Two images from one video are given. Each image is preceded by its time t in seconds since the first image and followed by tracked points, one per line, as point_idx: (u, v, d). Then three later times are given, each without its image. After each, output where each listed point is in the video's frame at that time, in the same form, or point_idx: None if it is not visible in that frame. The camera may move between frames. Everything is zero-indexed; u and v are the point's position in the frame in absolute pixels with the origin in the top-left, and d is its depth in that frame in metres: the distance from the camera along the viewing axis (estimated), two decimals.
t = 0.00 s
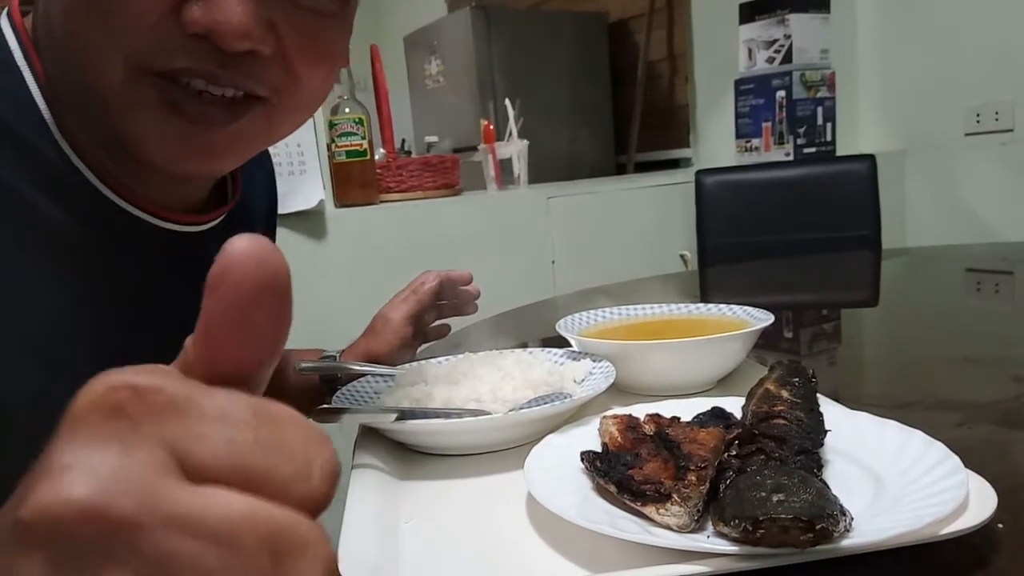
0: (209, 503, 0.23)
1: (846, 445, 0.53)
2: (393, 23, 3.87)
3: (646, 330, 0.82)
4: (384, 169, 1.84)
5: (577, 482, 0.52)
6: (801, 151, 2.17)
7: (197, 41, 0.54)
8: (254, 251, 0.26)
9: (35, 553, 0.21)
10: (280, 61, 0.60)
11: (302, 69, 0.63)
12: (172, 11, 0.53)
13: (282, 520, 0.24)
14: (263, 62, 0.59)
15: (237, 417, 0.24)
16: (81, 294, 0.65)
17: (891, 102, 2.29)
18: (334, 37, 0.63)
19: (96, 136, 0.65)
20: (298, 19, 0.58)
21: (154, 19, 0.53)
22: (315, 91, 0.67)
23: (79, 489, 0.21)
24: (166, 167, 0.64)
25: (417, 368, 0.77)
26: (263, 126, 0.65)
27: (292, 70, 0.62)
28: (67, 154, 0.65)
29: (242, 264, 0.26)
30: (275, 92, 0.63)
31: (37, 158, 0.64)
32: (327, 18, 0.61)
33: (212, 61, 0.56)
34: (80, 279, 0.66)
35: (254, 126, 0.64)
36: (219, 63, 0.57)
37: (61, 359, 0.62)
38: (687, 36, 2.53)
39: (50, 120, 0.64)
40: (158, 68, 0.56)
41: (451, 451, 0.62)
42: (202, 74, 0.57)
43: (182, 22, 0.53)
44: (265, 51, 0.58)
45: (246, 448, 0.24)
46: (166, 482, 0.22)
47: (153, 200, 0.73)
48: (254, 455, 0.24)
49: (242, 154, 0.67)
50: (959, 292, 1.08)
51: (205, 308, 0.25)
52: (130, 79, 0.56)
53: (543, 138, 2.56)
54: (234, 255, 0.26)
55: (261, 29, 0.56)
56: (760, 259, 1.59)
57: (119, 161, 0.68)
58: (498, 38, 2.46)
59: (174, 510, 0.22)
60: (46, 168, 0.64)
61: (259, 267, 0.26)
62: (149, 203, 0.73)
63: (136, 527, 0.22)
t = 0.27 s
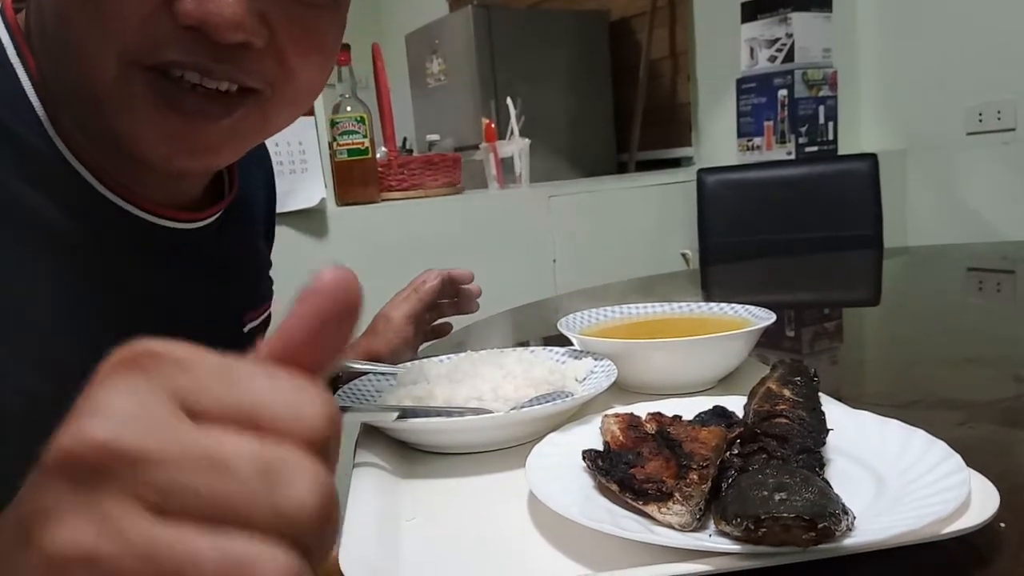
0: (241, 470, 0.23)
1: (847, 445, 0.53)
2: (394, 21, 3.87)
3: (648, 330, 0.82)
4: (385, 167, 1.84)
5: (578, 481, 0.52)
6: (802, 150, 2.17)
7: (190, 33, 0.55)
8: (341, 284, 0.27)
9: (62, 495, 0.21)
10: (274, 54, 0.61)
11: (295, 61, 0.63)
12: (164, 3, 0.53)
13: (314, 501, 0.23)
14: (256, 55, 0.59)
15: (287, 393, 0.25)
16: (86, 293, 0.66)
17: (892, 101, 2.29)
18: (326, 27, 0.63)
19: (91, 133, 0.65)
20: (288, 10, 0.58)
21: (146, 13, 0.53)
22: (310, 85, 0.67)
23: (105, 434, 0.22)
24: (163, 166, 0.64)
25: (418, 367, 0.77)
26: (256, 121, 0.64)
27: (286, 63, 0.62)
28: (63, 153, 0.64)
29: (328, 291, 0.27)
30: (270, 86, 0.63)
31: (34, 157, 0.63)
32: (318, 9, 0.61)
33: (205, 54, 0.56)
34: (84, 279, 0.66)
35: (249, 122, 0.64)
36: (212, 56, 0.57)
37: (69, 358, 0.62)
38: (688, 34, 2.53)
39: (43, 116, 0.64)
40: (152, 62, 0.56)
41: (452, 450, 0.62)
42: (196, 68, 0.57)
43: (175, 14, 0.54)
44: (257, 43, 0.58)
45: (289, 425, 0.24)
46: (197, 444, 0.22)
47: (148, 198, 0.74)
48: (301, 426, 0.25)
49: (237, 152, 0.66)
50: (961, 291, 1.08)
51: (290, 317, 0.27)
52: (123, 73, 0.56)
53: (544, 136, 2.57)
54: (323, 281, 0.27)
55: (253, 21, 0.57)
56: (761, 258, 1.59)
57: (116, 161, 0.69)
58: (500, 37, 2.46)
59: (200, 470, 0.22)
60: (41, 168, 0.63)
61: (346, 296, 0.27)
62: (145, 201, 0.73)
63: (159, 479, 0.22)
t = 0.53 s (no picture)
0: (184, 353, 0.26)
1: (847, 446, 0.53)
2: (394, 23, 3.87)
3: (647, 331, 0.82)
4: (385, 169, 1.84)
5: (577, 482, 0.52)
6: (801, 151, 2.17)
7: (185, 38, 0.54)
8: (228, 182, 0.27)
9: (22, 393, 0.25)
10: (269, 56, 0.61)
11: (291, 63, 0.63)
12: (159, 7, 0.53)
13: (254, 368, 0.26)
14: (252, 58, 0.59)
15: (220, 283, 0.27)
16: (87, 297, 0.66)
17: (891, 102, 2.29)
18: (322, 29, 0.64)
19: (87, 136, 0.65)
20: (283, 12, 0.59)
21: (141, 16, 0.52)
22: (306, 86, 0.67)
23: (64, 336, 0.25)
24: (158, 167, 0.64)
25: (418, 368, 0.77)
26: (254, 123, 0.65)
27: (282, 64, 0.62)
28: (62, 157, 0.65)
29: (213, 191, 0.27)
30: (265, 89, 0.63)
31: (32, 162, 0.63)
32: (314, 13, 0.62)
33: (201, 58, 0.56)
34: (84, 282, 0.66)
35: (243, 124, 0.64)
36: (207, 60, 0.57)
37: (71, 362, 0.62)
38: (687, 35, 2.53)
39: (38, 118, 0.63)
40: (148, 66, 0.55)
41: (451, 451, 0.62)
42: (192, 73, 0.56)
43: (170, 17, 0.53)
44: (253, 47, 0.58)
45: (228, 309, 0.27)
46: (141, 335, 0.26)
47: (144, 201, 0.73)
48: (241, 310, 0.27)
49: (232, 152, 0.67)
50: (960, 292, 1.08)
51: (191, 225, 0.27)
52: (118, 78, 0.55)
53: (543, 138, 2.57)
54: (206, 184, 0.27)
55: (249, 24, 0.56)
56: (761, 259, 1.59)
57: (112, 163, 0.68)
58: (499, 38, 2.46)
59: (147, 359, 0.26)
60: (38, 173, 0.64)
61: (237, 196, 0.27)
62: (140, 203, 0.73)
63: (113, 373, 0.26)
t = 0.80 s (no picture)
0: (146, 339, 0.28)
1: (846, 445, 0.53)
2: (394, 23, 3.87)
3: (647, 330, 0.82)
4: (385, 169, 1.84)
5: (577, 481, 0.52)
6: (801, 151, 2.17)
7: (184, 39, 0.54)
8: (174, 158, 0.29)
9: None
10: (268, 57, 0.61)
11: (291, 65, 0.63)
12: (158, 7, 0.53)
13: (218, 352, 0.28)
14: (251, 59, 0.59)
15: (185, 271, 0.29)
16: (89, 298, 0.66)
17: (890, 102, 2.29)
18: (323, 30, 0.64)
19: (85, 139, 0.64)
20: (283, 14, 0.59)
21: (141, 16, 0.53)
22: (306, 89, 0.67)
23: (31, 329, 0.28)
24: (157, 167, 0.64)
25: (418, 368, 0.77)
26: (254, 124, 0.65)
27: (282, 65, 0.62)
28: (61, 159, 0.65)
29: (163, 166, 0.29)
30: (266, 91, 0.63)
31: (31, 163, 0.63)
32: (313, 14, 0.62)
33: (201, 58, 0.56)
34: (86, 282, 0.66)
35: (244, 125, 0.64)
36: (207, 60, 0.57)
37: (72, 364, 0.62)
38: (688, 34, 2.53)
39: (38, 120, 0.63)
40: (147, 67, 0.55)
41: (451, 451, 0.62)
42: (191, 73, 0.56)
43: (169, 18, 0.53)
44: (253, 48, 0.58)
45: (193, 295, 0.29)
46: (105, 324, 0.28)
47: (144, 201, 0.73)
48: (204, 296, 0.29)
49: (232, 153, 0.67)
50: (960, 291, 1.08)
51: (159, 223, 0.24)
52: (117, 78, 0.55)
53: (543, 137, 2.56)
54: (155, 161, 0.29)
55: (248, 24, 0.56)
56: (760, 259, 1.59)
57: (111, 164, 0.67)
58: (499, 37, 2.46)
59: (111, 347, 0.28)
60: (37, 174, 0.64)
61: (184, 170, 0.29)
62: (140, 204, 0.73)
63: (76, 363, 0.28)
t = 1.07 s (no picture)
0: (146, 324, 0.28)
1: (847, 445, 0.53)
2: (395, 23, 3.87)
3: (648, 330, 0.82)
4: (385, 168, 1.84)
5: (578, 481, 0.52)
6: (802, 151, 2.17)
7: (194, 43, 0.54)
8: (172, 151, 0.31)
9: None
10: (275, 59, 0.60)
11: (297, 65, 0.63)
12: (167, 11, 0.53)
13: (217, 337, 0.29)
14: (258, 61, 0.59)
15: (185, 259, 0.30)
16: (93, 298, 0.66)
17: (891, 102, 2.29)
18: (327, 30, 0.63)
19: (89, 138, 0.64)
20: (289, 14, 0.58)
21: (150, 20, 0.53)
22: (310, 89, 0.67)
23: (30, 313, 0.28)
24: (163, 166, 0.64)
25: (418, 367, 0.77)
26: (260, 125, 0.65)
27: (288, 65, 0.62)
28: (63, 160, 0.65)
29: (161, 159, 0.30)
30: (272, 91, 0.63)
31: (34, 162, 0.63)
32: (319, 13, 0.62)
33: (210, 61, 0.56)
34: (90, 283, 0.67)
35: (251, 125, 0.64)
36: (215, 62, 0.57)
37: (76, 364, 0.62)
38: (688, 34, 2.53)
39: (40, 119, 0.63)
40: (155, 68, 0.55)
41: (452, 451, 0.62)
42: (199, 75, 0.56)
43: (178, 22, 0.53)
44: (260, 50, 0.58)
45: (191, 282, 0.30)
46: (105, 310, 0.28)
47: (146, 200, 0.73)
48: (204, 283, 0.30)
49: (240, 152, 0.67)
50: (961, 291, 1.08)
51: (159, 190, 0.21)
52: (127, 80, 0.55)
53: (544, 137, 2.56)
54: (153, 153, 0.30)
55: (256, 27, 0.56)
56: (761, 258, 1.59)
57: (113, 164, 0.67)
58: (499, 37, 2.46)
59: (112, 332, 0.28)
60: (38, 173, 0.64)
61: (181, 163, 0.30)
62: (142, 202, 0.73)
63: (74, 348, 0.28)
